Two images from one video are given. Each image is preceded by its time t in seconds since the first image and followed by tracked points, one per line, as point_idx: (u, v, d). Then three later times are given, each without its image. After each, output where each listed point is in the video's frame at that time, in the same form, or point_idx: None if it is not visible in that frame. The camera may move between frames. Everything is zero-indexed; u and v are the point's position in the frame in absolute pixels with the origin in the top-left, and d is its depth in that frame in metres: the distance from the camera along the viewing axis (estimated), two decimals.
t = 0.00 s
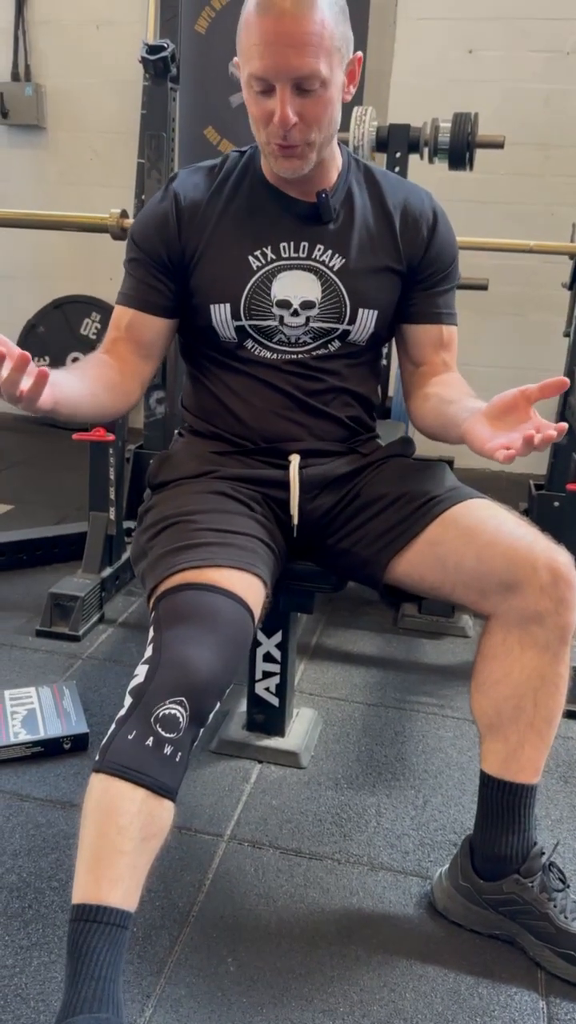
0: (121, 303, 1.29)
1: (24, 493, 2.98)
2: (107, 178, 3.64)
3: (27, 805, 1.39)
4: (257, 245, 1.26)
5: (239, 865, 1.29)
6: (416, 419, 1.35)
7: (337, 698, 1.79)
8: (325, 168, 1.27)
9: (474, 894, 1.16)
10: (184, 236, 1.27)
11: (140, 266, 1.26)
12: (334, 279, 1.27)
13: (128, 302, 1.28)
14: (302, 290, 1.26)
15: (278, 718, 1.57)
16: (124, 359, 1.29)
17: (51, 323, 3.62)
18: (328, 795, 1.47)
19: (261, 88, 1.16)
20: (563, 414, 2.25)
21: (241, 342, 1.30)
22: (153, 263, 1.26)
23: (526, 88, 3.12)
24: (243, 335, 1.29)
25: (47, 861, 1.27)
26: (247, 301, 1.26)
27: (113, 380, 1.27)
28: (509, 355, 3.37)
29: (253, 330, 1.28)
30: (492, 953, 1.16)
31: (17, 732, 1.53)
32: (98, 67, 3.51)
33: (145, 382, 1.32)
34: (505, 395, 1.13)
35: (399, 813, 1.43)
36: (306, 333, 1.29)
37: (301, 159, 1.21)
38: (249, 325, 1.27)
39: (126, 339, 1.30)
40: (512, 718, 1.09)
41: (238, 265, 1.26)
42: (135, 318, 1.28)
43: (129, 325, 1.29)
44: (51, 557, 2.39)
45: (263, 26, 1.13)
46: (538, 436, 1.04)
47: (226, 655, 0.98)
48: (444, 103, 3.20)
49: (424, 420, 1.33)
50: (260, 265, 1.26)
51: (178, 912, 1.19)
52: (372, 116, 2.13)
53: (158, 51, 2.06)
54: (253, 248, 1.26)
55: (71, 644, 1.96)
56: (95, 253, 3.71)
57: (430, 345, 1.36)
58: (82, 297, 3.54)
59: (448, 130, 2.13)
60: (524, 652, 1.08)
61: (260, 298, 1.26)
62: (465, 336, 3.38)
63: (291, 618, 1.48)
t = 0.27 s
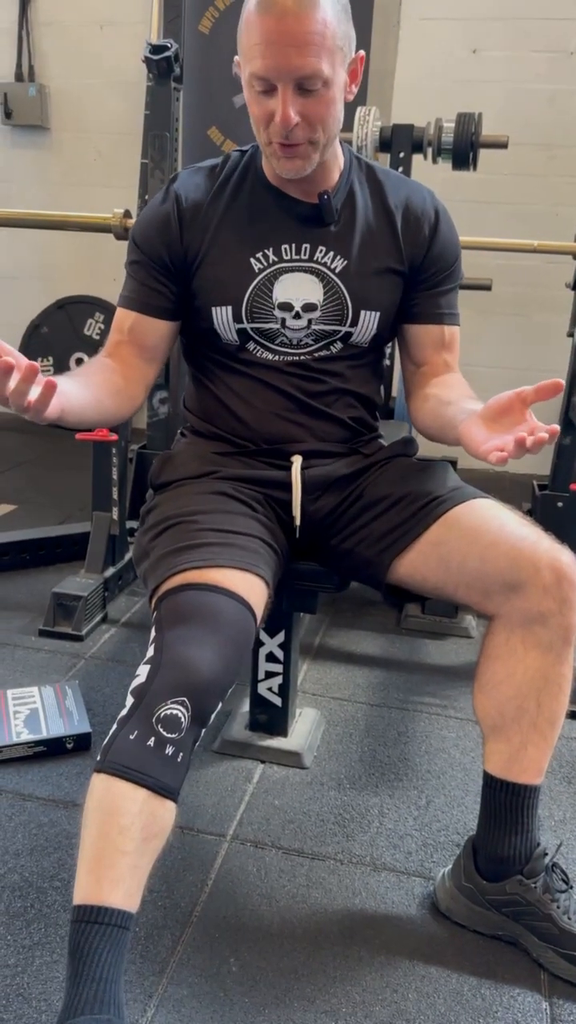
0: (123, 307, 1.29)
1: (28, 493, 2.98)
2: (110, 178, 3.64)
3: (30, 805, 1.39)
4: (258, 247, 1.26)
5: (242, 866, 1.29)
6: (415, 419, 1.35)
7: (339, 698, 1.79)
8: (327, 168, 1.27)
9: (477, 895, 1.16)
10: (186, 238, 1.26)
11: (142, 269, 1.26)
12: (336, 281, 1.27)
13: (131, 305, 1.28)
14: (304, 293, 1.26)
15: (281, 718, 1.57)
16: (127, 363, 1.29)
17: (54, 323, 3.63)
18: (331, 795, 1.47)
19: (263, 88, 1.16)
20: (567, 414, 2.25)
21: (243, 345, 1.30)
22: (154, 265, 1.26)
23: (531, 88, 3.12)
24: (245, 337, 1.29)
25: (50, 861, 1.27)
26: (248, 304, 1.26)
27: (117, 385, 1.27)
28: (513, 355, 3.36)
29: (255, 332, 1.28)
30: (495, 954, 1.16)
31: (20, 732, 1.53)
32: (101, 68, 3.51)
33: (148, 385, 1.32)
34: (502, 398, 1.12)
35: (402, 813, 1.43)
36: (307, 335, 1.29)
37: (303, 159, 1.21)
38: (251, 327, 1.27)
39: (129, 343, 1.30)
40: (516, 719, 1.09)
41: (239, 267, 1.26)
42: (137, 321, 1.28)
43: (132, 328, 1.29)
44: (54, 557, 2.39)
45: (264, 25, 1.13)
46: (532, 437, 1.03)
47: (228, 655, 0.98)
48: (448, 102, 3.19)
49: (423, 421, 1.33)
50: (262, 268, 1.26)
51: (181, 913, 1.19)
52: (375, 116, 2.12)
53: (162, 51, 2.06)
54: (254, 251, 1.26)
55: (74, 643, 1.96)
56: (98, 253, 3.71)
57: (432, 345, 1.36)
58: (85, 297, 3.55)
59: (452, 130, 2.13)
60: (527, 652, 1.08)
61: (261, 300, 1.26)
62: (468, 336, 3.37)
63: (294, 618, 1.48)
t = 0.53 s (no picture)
0: (126, 307, 1.28)
1: (29, 491, 2.98)
2: (111, 177, 3.63)
3: (30, 804, 1.39)
4: (258, 246, 1.26)
5: (242, 865, 1.28)
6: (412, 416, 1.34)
7: (340, 697, 1.79)
8: (327, 166, 1.26)
9: (478, 894, 1.16)
10: (186, 236, 1.26)
11: (142, 267, 1.26)
12: (336, 279, 1.26)
13: (133, 305, 1.27)
14: (303, 291, 1.26)
15: (281, 717, 1.56)
16: (131, 363, 1.28)
17: (55, 322, 3.63)
18: (331, 794, 1.46)
19: (264, 84, 1.16)
20: (569, 413, 2.24)
21: (243, 343, 1.29)
22: (154, 264, 1.25)
23: (533, 86, 3.11)
24: (245, 335, 1.28)
25: (50, 860, 1.26)
26: (248, 302, 1.26)
27: (121, 384, 1.26)
28: (514, 354, 3.36)
29: (255, 331, 1.28)
30: (496, 953, 1.15)
31: (20, 730, 1.52)
32: (102, 66, 3.51)
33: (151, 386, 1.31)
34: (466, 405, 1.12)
35: (403, 813, 1.42)
36: (308, 333, 1.29)
37: (305, 156, 1.20)
38: (251, 326, 1.27)
39: (132, 343, 1.28)
40: (517, 718, 1.08)
41: (239, 266, 1.25)
42: (140, 321, 1.27)
43: (134, 328, 1.28)
44: (55, 555, 2.39)
45: (265, 20, 1.12)
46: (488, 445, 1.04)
47: (228, 654, 0.98)
48: (449, 100, 3.18)
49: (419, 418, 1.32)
50: (261, 266, 1.26)
51: (181, 912, 1.19)
52: (377, 114, 2.12)
53: (163, 49, 2.06)
54: (254, 249, 1.26)
55: (74, 642, 1.95)
56: (100, 252, 3.71)
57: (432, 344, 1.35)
58: (86, 296, 3.54)
59: (453, 128, 2.13)
60: (528, 651, 1.07)
61: (261, 299, 1.26)
62: (470, 335, 3.37)
63: (295, 617, 1.48)
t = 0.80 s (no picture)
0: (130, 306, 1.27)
1: (28, 489, 2.97)
2: (111, 174, 3.63)
3: (28, 802, 1.39)
4: (257, 242, 1.25)
5: (242, 864, 1.28)
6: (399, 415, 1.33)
7: (340, 695, 1.78)
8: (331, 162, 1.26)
9: (478, 893, 1.15)
10: (186, 232, 1.26)
11: (142, 263, 1.25)
12: (334, 275, 1.26)
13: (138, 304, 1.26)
14: (302, 288, 1.25)
15: (281, 716, 1.56)
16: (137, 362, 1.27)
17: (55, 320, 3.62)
18: (331, 793, 1.46)
19: (284, 66, 1.16)
20: (569, 411, 2.24)
21: (241, 340, 1.29)
22: (154, 261, 1.25)
23: (533, 83, 3.10)
24: (243, 332, 1.28)
25: (48, 858, 1.26)
26: (246, 299, 1.25)
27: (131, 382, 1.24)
28: (515, 352, 3.35)
29: (254, 327, 1.27)
30: (496, 953, 1.15)
31: (19, 728, 1.52)
32: (102, 63, 3.50)
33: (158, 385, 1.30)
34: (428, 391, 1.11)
35: (402, 812, 1.42)
36: (306, 330, 1.28)
37: (323, 141, 1.20)
38: (249, 323, 1.27)
39: (139, 341, 1.27)
40: (517, 717, 1.08)
41: (238, 262, 1.25)
42: (146, 320, 1.27)
43: (140, 327, 1.27)
44: (54, 553, 2.38)
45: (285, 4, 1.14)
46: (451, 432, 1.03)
47: (227, 652, 0.97)
48: (450, 98, 3.18)
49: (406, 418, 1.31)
50: (260, 262, 1.25)
51: (180, 910, 1.18)
52: (377, 111, 2.11)
53: (162, 45, 2.05)
54: (253, 245, 1.25)
55: (73, 640, 1.95)
56: (99, 249, 3.70)
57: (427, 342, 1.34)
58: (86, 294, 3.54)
59: (453, 125, 2.12)
60: (528, 649, 1.07)
61: (259, 295, 1.25)
62: (470, 333, 3.36)
63: (295, 615, 1.47)
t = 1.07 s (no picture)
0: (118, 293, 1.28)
1: (25, 488, 2.97)
2: (109, 172, 3.62)
3: (26, 801, 1.38)
4: (251, 238, 1.25)
5: (239, 864, 1.27)
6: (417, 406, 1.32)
7: (338, 694, 1.78)
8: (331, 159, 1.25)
9: (477, 893, 1.15)
10: (180, 226, 1.25)
11: (136, 258, 1.25)
12: (329, 271, 1.25)
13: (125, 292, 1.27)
14: (296, 284, 1.25)
15: (280, 715, 1.56)
16: (120, 350, 1.29)
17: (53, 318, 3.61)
18: (329, 792, 1.45)
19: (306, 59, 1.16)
20: (568, 409, 2.23)
21: (236, 337, 1.28)
22: (148, 253, 1.24)
23: (533, 81, 3.09)
24: (238, 329, 1.27)
25: (46, 858, 1.26)
26: (241, 295, 1.25)
27: (108, 370, 1.27)
28: (513, 351, 3.35)
29: (249, 324, 1.27)
30: (494, 952, 1.14)
31: (16, 727, 1.51)
32: (100, 60, 3.49)
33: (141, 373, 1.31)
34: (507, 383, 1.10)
35: (401, 811, 1.41)
36: (301, 327, 1.28)
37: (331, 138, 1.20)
38: (244, 319, 1.26)
39: (123, 329, 1.29)
40: (516, 716, 1.07)
41: (232, 258, 1.25)
42: (131, 309, 1.27)
43: (126, 315, 1.28)
44: (52, 552, 2.37)
45: None
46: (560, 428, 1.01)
47: (225, 651, 0.97)
48: (449, 96, 3.17)
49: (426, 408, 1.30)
50: (254, 259, 1.25)
51: (177, 909, 1.18)
52: (376, 109, 2.11)
53: (161, 42, 2.04)
54: (247, 241, 1.25)
55: (71, 639, 1.94)
56: (97, 247, 3.69)
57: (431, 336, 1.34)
58: (84, 292, 3.53)
59: (453, 123, 2.11)
60: (527, 648, 1.07)
61: (254, 292, 1.25)
62: (469, 331, 3.36)
63: (293, 614, 1.47)
